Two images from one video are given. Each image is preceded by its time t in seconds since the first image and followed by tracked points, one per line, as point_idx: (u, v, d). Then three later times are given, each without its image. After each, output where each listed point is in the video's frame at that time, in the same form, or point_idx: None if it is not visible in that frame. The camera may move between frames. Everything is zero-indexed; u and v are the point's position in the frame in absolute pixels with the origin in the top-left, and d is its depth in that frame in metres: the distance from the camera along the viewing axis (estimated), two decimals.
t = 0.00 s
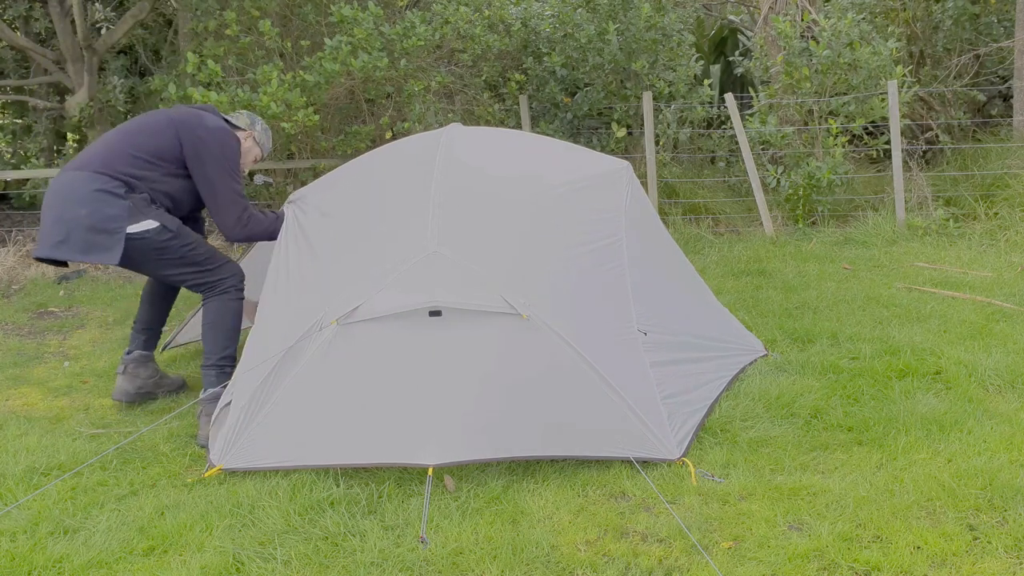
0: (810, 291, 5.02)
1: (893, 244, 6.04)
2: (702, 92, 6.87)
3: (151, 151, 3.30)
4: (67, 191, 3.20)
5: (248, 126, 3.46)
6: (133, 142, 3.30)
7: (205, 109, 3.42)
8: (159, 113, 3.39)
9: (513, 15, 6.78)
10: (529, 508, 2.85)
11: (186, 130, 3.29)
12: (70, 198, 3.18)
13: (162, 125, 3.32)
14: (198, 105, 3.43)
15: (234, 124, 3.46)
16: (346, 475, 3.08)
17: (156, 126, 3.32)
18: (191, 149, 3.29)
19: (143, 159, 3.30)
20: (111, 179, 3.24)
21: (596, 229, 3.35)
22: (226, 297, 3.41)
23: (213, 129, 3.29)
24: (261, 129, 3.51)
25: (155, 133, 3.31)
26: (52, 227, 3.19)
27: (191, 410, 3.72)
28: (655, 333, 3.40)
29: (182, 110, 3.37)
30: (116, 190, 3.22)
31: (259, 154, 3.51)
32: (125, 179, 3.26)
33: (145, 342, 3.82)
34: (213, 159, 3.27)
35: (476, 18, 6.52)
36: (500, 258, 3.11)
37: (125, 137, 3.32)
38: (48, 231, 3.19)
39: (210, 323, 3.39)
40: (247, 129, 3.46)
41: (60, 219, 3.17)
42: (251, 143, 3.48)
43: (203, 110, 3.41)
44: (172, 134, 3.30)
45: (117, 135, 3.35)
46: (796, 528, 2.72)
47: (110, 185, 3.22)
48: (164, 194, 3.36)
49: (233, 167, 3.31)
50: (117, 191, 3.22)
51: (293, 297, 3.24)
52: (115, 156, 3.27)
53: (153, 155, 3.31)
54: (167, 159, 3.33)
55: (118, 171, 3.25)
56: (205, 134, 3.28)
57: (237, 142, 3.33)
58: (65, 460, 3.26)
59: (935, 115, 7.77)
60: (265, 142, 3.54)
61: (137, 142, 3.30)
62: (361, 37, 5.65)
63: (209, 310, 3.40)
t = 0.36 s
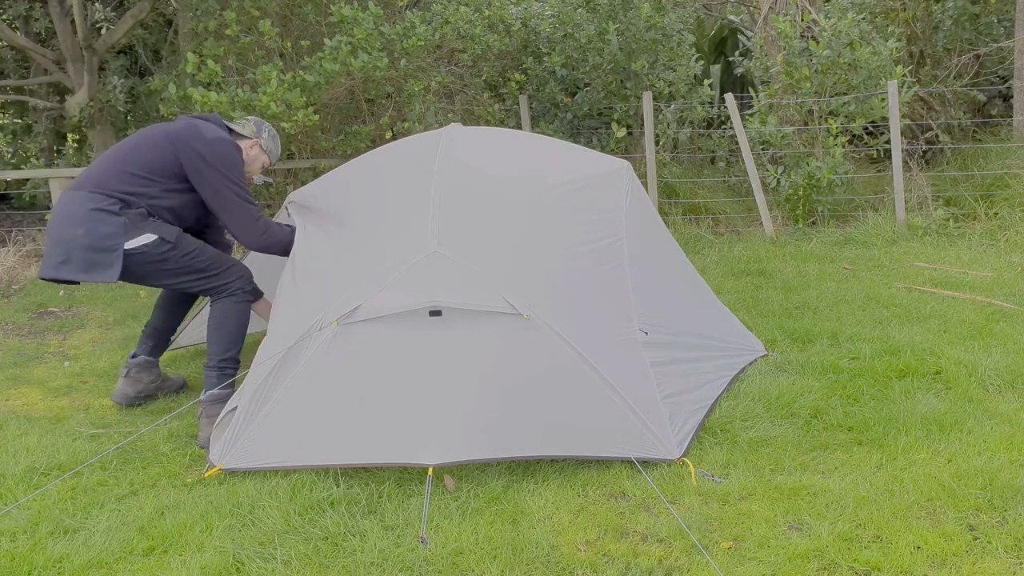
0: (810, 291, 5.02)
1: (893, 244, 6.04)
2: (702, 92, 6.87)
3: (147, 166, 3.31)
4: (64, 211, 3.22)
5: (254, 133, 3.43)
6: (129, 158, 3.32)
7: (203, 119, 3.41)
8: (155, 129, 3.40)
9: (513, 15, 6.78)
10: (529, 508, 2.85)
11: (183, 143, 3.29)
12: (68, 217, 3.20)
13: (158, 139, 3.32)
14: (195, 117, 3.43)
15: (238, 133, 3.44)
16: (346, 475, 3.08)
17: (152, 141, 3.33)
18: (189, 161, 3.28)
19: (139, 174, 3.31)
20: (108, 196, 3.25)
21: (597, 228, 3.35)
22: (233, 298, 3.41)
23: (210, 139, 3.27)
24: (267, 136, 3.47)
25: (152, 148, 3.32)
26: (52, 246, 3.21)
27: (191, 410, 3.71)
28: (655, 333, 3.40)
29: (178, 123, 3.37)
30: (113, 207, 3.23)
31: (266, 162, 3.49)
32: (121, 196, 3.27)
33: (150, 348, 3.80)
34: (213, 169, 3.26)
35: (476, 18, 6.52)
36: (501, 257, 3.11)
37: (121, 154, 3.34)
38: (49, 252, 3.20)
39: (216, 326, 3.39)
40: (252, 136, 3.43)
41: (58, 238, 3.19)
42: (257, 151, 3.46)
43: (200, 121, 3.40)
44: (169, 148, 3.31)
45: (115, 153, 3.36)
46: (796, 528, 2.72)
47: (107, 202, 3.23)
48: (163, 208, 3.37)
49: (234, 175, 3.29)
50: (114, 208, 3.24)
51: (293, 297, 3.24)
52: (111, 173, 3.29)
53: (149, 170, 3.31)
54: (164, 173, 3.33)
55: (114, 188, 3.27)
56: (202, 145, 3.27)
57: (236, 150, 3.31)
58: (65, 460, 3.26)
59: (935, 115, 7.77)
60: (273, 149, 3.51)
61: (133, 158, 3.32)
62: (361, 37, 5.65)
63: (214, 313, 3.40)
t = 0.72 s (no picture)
0: (810, 291, 5.02)
1: (893, 244, 6.04)
2: (702, 92, 6.87)
3: (132, 129, 3.30)
4: (48, 164, 3.23)
5: (237, 99, 3.44)
6: (116, 119, 3.31)
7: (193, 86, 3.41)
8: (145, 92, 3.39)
9: (513, 15, 6.78)
10: (529, 508, 2.85)
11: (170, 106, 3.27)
12: (49, 171, 3.21)
13: (146, 103, 3.31)
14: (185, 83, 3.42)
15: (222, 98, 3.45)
16: (346, 475, 3.08)
17: (140, 103, 3.32)
18: (175, 126, 3.27)
19: (125, 137, 3.30)
20: (91, 154, 3.25)
21: (597, 228, 3.35)
22: (190, 291, 3.36)
23: (198, 107, 3.27)
24: (251, 101, 3.47)
25: (138, 109, 3.31)
26: (31, 197, 3.21)
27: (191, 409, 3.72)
28: (656, 333, 3.40)
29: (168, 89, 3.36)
30: (95, 165, 3.23)
31: (249, 127, 3.49)
32: (105, 155, 3.27)
33: (135, 350, 3.81)
34: (199, 135, 3.26)
35: (476, 18, 6.52)
36: (501, 258, 3.11)
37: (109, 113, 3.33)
38: (29, 202, 3.22)
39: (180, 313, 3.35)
40: (234, 101, 3.44)
41: (39, 190, 3.20)
42: (239, 116, 3.45)
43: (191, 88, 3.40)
44: (154, 112, 3.29)
45: (103, 111, 3.36)
46: (796, 528, 2.72)
47: (89, 160, 3.23)
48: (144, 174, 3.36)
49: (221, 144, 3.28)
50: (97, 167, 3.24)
51: (291, 296, 3.23)
52: (98, 132, 3.28)
53: (135, 134, 3.30)
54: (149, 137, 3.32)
55: (99, 147, 3.27)
56: (189, 112, 3.25)
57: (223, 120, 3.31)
58: (65, 460, 3.26)
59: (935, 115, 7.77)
60: (257, 115, 3.51)
61: (120, 119, 3.31)
62: (361, 37, 5.65)
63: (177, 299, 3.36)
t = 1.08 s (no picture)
0: (810, 291, 5.02)
1: (893, 244, 6.04)
2: (702, 92, 6.87)
3: (125, 122, 3.30)
4: (45, 165, 3.25)
5: (228, 67, 3.38)
6: (108, 111, 3.30)
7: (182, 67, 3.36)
8: (133, 76, 3.35)
9: (513, 15, 6.78)
10: (529, 508, 2.85)
11: (162, 96, 3.23)
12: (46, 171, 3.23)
13: (136, 92, 3.28)
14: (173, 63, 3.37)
15: (214, 68, 3.40)
16: (346, 475, 3.08)
17: (129, 92, 3.29)
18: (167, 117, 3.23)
19: (119, 130, 3.31)
20: (86, 153, 3.27)
21: (596, 228, 3.35)
22: (171, 295, 3.56)
23: (189, 94, 3.22)
24: (243, 67, 3.40)
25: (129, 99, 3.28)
26: (29, 198, 3.24)
27: (189, 411, 3.69)
28: (656, 333, 3.40)
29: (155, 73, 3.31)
30: (93, 165, 3.26)
31: (246, 95, 3.43)
32: (102, 152, 3.29)
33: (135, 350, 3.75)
34: (192, 125, 3.23)
35: (476, 18, 6.52)
36: (501, 258, 3.11)
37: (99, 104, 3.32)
38: (27, 202, 3.24)
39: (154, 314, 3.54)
40: (226, 71, 3.39)
41: (37, 192, 3.22)
42: (233, 86, 3.40)
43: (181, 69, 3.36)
44: (146, 102, 3.26)
45: (93, 102, 3.34)
46: (796, 528, 2.72)
47: (87, 159, 3.26)
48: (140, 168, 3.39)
49: (214, 130, 3.24)
50: (93, 166, 3.27)
51: (292, 297, 3.24)
52: (93, 128, 3.29)
53: (128, 126, 3.30)
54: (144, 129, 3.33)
55: (93, 144, 3.28)
56: (180, 101, 3.21)
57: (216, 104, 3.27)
58: (65, 460, 3.26)
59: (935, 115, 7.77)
60: (251, 80, 3.44)
61: (113, 111, 3.30)
62: (361, 37, 5.65)
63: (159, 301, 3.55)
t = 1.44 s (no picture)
0: (810, 291, 5.02)
1: (893, 244, 6.04)
2: (702, 92, 6.87)
3: (140, 191, 3.51)
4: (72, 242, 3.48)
5: (243, 126, 3.52)
6: (122, 182, 3.51)
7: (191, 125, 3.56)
8: (142, 148, 3.56)
9: (513, 15, 6.79)
10: (529, 508, 2.85)
11: (169, 155, 3.44)
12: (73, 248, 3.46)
13: (145, 158, 3.49)
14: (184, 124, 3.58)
15: (231, 127, 3.54)
16: (346, 475, 3.08)
17: (140, 158, 3.50)
18: (174, 174, 3.43)
19: (133, 199, 3.51)
20: (110, 226, 3.49)
21: (595, 228, 3.35)
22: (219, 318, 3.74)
23: (194, 151, 3.42)
24: (258, 124, 3.53)
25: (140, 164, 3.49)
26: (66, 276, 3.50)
27: (190, 411, 3.69)
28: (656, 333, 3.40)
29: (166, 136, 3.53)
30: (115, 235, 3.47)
31: (264, 150, 3.58)
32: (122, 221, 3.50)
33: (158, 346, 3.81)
34: (196, 179, 3.41)
35: (476, 18, 6.52)
36: (501, 258, 3.11)
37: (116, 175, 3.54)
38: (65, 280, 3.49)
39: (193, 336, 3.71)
40: (243, 129, 3.52)
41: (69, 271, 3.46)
42: (250, 143, 3.54)
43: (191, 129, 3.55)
44: (155, 165, 3.47)
45: (112, 173, 3.57)
46: (796, 528, 2.72)
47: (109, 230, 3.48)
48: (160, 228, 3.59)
49: (217, 185, 3.42)
50: (116, 237, 3.48)
51: (293, 297, 3.24)
52: (110, 202, 3.50)
53: (143, 194, 3.51)
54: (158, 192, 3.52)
55: (113, 217, 3.50)
56: (186, 160, 3.41)
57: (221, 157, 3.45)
58: (65, 460, 3.26)
59: (935, 115, 7.77)
60: (266, 134, 3.57)
61: (127, 180, 3.51)
62: (361, 37, 5.64)
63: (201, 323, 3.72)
